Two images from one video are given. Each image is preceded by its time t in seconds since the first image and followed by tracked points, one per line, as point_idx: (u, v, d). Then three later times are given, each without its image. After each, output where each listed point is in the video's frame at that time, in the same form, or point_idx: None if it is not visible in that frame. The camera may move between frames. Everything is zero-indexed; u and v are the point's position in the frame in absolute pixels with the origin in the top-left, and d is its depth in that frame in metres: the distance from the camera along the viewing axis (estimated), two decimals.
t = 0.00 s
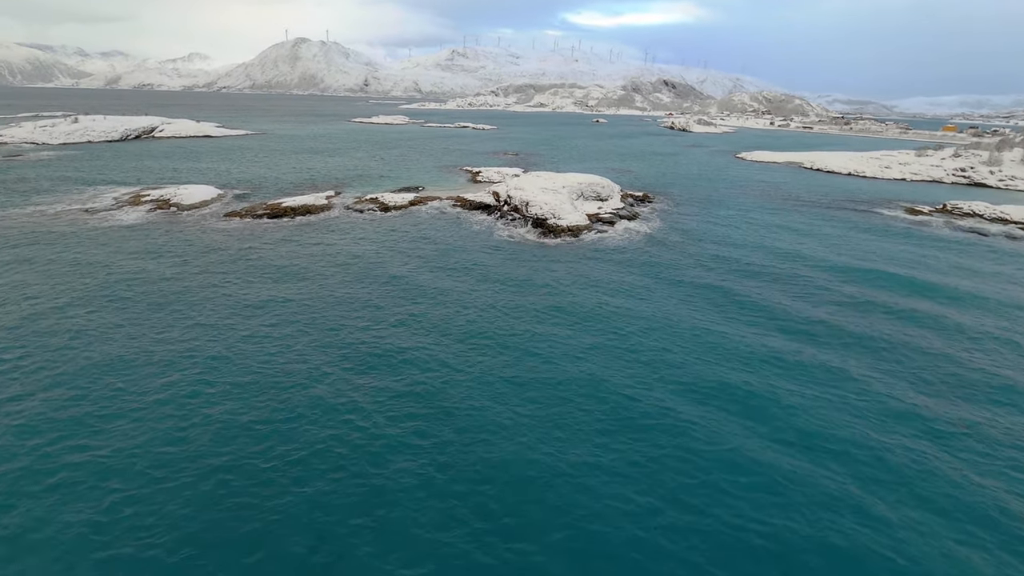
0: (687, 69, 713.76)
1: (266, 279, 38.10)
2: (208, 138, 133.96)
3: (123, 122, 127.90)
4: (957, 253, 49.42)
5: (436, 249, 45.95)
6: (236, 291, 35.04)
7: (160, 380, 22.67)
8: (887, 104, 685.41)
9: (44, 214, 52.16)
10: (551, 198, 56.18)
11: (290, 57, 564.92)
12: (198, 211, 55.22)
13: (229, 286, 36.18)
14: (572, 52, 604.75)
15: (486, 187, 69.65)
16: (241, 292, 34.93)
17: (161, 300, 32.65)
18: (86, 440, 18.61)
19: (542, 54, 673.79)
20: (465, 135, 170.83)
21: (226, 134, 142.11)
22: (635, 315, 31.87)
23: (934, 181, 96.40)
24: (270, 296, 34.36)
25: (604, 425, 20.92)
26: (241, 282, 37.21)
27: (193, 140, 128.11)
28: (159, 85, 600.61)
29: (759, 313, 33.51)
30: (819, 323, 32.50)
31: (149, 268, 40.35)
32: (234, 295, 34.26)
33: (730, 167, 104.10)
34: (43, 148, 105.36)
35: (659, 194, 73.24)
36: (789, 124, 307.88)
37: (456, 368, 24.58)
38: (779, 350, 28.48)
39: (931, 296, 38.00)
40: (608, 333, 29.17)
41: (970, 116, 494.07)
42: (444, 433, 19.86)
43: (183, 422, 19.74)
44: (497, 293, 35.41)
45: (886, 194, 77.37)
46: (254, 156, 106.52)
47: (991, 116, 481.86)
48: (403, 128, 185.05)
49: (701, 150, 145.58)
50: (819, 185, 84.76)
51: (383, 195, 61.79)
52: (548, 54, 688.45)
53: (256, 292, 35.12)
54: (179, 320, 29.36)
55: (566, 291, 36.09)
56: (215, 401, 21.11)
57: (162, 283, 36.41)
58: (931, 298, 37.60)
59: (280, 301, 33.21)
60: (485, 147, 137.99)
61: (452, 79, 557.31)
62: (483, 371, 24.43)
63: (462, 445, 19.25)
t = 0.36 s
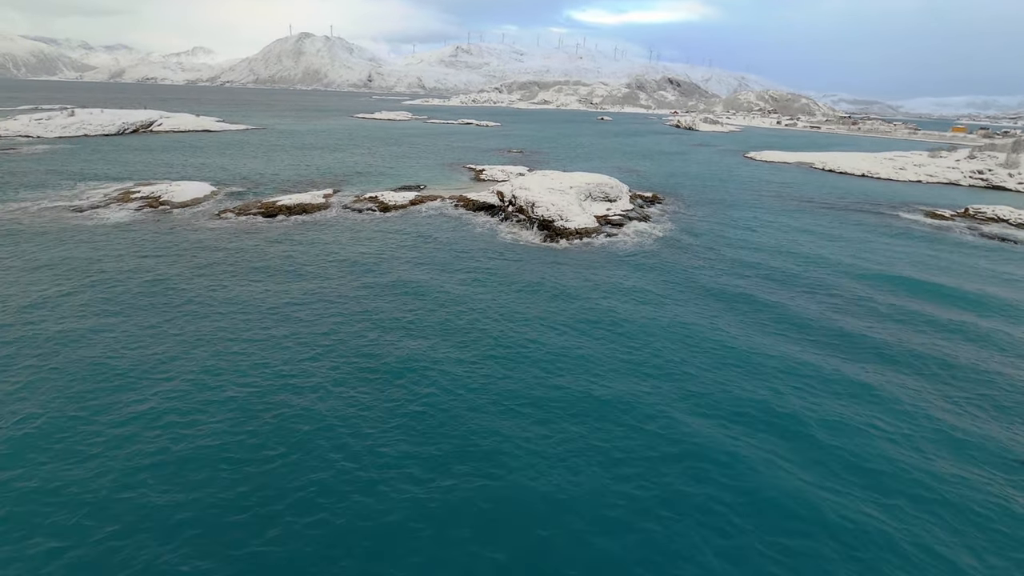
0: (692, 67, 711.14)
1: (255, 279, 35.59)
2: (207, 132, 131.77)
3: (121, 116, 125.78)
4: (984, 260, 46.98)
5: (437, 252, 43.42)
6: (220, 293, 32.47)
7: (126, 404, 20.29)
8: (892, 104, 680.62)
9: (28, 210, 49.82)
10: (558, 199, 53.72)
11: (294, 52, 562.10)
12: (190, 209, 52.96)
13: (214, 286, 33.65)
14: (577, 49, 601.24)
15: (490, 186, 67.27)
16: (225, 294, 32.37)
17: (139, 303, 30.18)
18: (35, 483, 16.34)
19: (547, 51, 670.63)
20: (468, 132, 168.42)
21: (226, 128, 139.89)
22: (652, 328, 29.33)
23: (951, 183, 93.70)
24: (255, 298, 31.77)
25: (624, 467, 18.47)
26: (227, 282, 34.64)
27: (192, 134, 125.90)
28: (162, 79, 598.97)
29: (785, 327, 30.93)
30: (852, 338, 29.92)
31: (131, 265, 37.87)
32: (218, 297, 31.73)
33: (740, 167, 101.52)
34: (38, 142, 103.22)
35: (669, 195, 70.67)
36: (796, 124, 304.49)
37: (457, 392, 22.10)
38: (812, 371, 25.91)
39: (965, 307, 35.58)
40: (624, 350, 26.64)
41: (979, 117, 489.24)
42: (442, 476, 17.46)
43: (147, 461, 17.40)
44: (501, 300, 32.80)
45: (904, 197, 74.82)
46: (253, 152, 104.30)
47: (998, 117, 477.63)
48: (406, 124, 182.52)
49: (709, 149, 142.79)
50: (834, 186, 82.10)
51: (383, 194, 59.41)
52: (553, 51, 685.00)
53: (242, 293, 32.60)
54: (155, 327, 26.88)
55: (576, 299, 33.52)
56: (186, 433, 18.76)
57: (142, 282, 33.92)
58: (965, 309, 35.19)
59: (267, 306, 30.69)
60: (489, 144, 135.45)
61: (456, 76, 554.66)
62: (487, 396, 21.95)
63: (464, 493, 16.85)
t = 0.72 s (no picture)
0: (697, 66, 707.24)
1: (241, 281, 33.12)
2: (206, 127, 129.34)
3: (118, 109, 123.41)
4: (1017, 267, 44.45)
5: (438, 254, 40.91)
6: (202, 295, 30.04)
7: (82, 430, 17.91)
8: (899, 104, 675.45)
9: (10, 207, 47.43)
10: (566, 200, 51.17)
11: (297, 47, 559.38)
12: (180, 207, 50.54)
13: (196, 289, 31.23)
14: (581, 46, 597.30)
15: (494, 186, 64.80)
16: (207, 296, 29.95)
17: (112, 306, 27.77)
18: None
19: (551, 48, 667.07)
20: (472, 129, 165.91)
21: (225, 123, 137.53)
22: (673, 345, 26.87)
23: (968, 186, 91.06)
24: (240, 302, 29.37)
25: (652, 520, 15.95)
26: (211, 284, 32.25)
27: (190, 129, 123.49)
28: (166, 73, 597.20)
29: (817, 345, 28.34)
30: (891, 358, 27.29)
31: (110, 265, 35.49)
32: (199, 300, 29.29)
33: (750, 168, 98.87)
34: (31, 135, 100.87)
35: (681, 195, 67.99)
36: (803, 123, 301.12)
37: (460, 421, 19.72)
38: (851, 397, 23.35)
39: (1005, 318, 33.12)
40: (643, 373, 24.06)
41: (988, 119, 484.10)
42: (444, 526, 15.22)
43: (103, 506, 15.15)
44: (507, 309, 30.22)
45: (923, 200, 72.23)
46: (251, 147, 101.90)
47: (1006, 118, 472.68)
48: (408, 120, 180.06)
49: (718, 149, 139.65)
50: (850, 189, 79.39)
51: (383, 193, 56.98)
52: (557, 48, 681.17)
53: (225, 296, 30.19)
54: (126, 334, 24.49)
55: (587, 310, 30.96)
56: (145, 468, 16.38)
57: (119, 283, 31.52)
58: (1006, 321, 32.72)
59: (251, 310, 28.24)
60: (493, 142, 132.74)
61: (460, 72, 551.64)
62: (493, 428, 19.46)
63: (466, 557, 14.36)
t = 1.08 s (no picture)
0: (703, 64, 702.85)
1: (229, 288, 30.79)
2: (206, 122, 127.07)
3: (117, 104, 121.25)
4: None
5: (439, 258, 38.47)
6: (184, 304, 27.77)
7: (32, 470, 15.68)
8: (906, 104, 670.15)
9: None
10: (576, 202, 48.71)
11: (301, 42, 556.47)
12: (170, 206, 48.13)
13: (179, 296, 28.95)
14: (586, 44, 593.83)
15: (499, 185, 62.41)
16: (190, 305, 27.70)
17: (85, 317, 25.51)
18: None
19: (556, 45, 663.65)
20: (476, 126, 163.38)
21: (225, 118, 135.24)
22: (695, 366, 24.70)
23: (987, 188, 88.37)
24: (225, 312, 27.08)
25: None
26: (196, 291, 30.01)
27: (189, 124, 121.22)
28: (170, 68, 595.53)
29: (854, 367, 25.85)
30: (939, 383, 24.76)
31: (92, 268, 33.34)
32: (181, 309, 27.04)
33: (762, 168, 96.27)
34: (26, 129, 98.68)
35: (693, 197, 65.39)
36: (811, 122, 297.64)
37: (465, 458, 17.57)
38: (900, 432, 20.90)
39: None
40: (666, 403, 21.66)
41: (997, 120, 478.29)
42: None
43: (51, 563, 13.03)
44: (514, 323, 27.79)
45: (944, 203, 69.68)
46: (250, 143, 99.59)
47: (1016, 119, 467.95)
48: (412, 116, 177.58)
49: (727, 148, 136.61)
50: (867, 192, 76.71)
51: (383, 193, 54.62)
52: (562, 45, 677.19)
53: (210, 305, 27.88)
54: (96, 351, 22.19)
55: (602, 325, 28.53)
56: (98, 522, 14.10)
57: (97, 290, 29.30)
58: None
59: (235, 321, 25.95)
60: (497, 139, 129.99)
61: (464, 69, 548.56)
62: (500, 467, 17.33)
63: None
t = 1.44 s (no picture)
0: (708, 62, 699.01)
1: (215, 297, 28.50)
2: (205, 117, 124.72)
3: (114, 98, 118.96)
4: None
5: (442, 262, 35.94)
6: (164, 319, 25.45)
7: None
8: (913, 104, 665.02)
9: None
10: (587, 204, 46.27)
11: (304, 37, 553.59)
12: (160, 205, 45.83)
13: (160, 309, 26.63)
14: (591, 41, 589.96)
15: (505, 185, 60.03)
16: (170, 320, 25.35)
17: (52, 336, 23.24)
18: None
19: (560, 42, 659.71)
20: (480, 123, 160.79)
21: (225, 113, 132.78)
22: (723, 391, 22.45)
23: (1007, 190, 85.76)
24: (207, 328, 24.71)
25: None
26: (178, 302, 27.61)
27: (187, 119, 118.85)
28: (172, 63, 593.38)
29: (902, 394, 23.31)
30: (993, 413, 22.41)
31: (68, 275, 30.99)
32: (160, 325, 24.69)
33: (775, 168, 93.71)
34: (20, 124, 96.40)
35: (707, 198, 62.80)
36: (819, 121, 294.18)
37: (470, 509, 15.39)
38: (958, 473, 18.64)
39: None
40: (698, 441, 19.22)
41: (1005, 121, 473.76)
42: None
43: None
44: (525, 341, 25.34)
45: (966, 206, 67.16)
46: (249, 139, 97.17)
47: None
48: (415, 113, 175.07)
49: (736, 146, 133.80)
50: (885, 194, 74.06)
51: (385, 192, 52.27)
52: (567, 42, 673.17)
53: (192, 319, 25.52)
54: (63, 378, 20.10)
55: (620, 343, 26.04)
56: None
57: (72, 301, 27.02)
58: None
59: (218, 341, 23.57)
60: (501, 137, 127.36)
61: (467, 65, 545.20)
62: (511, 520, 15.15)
63: None
